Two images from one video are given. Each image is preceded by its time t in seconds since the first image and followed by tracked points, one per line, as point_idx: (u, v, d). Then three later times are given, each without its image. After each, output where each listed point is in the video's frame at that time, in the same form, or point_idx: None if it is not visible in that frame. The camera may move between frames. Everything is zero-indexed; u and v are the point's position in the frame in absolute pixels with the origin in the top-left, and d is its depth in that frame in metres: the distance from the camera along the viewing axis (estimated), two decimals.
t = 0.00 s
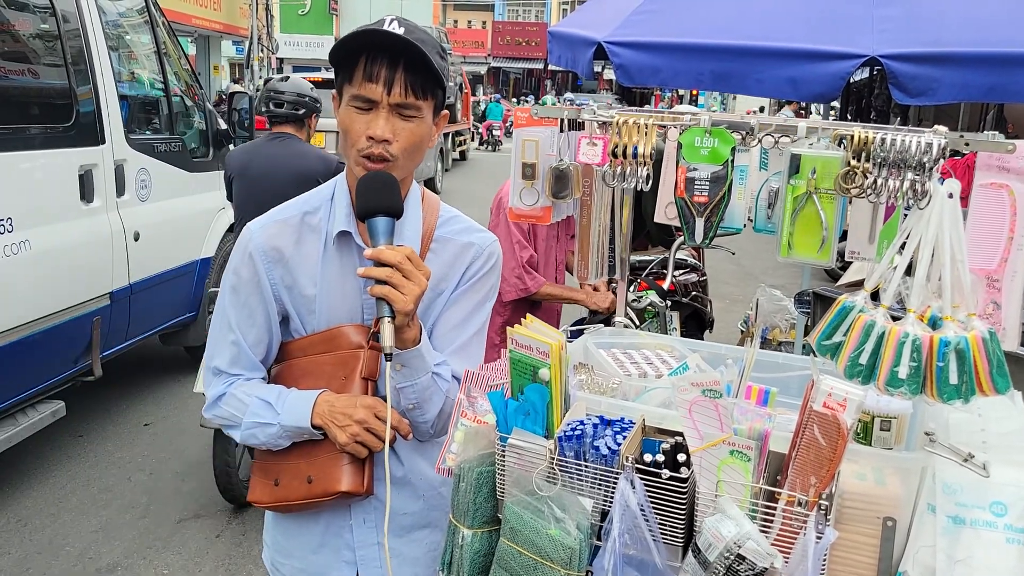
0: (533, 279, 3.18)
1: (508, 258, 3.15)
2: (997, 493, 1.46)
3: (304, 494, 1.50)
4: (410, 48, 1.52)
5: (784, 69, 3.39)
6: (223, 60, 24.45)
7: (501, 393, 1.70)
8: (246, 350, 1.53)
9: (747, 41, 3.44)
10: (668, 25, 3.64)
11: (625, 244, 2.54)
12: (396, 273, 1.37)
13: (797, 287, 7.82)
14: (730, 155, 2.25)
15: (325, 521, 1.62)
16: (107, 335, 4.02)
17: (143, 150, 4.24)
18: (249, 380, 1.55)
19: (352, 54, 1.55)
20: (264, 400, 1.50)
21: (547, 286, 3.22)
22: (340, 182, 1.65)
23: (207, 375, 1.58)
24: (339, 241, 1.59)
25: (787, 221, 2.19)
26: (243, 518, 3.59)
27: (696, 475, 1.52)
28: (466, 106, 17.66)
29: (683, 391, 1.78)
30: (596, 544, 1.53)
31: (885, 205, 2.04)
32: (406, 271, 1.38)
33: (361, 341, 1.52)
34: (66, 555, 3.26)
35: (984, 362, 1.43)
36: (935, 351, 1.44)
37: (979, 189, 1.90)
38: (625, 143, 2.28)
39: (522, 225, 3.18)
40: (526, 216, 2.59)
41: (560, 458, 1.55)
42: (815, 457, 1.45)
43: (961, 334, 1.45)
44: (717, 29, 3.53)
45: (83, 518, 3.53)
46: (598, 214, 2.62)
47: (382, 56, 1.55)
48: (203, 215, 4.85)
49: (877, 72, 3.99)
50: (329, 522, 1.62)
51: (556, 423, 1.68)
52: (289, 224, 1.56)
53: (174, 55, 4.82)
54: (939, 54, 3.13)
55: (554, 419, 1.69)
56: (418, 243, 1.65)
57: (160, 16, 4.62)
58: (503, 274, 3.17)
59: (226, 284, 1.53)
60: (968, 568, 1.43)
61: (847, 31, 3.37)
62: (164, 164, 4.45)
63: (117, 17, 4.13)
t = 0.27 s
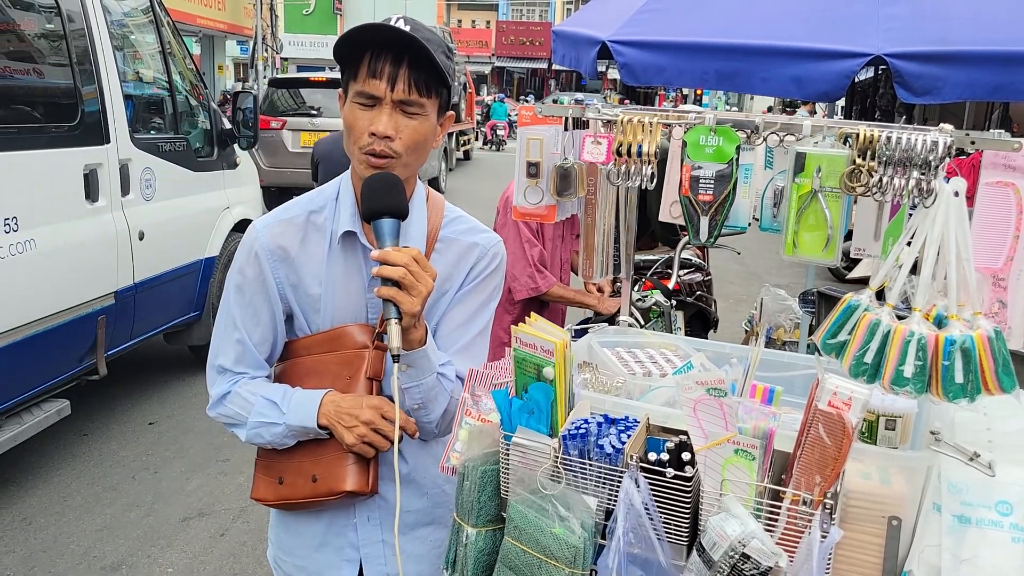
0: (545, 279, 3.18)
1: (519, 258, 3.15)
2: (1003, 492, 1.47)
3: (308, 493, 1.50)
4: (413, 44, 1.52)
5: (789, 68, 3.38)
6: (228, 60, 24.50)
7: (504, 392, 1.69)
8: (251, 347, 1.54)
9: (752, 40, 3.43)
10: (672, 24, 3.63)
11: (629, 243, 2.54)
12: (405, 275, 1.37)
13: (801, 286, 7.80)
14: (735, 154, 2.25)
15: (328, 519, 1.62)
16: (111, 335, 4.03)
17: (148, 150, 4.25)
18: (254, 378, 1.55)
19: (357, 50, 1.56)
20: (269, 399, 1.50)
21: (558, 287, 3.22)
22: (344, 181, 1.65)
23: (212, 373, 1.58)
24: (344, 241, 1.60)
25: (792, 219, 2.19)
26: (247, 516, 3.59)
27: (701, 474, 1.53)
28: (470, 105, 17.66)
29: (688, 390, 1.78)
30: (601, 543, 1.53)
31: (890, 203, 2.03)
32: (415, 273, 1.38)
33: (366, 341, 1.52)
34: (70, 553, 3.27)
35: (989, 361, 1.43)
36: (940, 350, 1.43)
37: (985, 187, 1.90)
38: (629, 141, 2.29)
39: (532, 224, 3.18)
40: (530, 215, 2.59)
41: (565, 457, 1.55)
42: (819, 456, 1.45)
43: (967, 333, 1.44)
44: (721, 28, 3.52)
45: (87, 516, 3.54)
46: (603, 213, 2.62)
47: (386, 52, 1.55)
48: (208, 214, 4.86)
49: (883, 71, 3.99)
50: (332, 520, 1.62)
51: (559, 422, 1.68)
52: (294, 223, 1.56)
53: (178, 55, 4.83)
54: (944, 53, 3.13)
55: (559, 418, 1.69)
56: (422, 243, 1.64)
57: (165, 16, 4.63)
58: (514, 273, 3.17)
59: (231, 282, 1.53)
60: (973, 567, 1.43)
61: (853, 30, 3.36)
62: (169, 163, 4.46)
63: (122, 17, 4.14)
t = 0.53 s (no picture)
0: (544, 278, 3.18)
1: (518, 255, 3.15)
2: (1004, 489, 1.47)
3: (307, 490, 1.50)
4: (416, 43, 1.52)
5: (792, 66, 3.38)
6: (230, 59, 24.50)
7: (505, 389, 1.69)
8: (252, 344, 1.54)
9: (755, 37, 3.42)
10: (674, 23, 3.62)
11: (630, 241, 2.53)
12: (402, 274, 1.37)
13: (804, 285, 7.79)
14: (736, 151, 2.23)
15: (328, 516, 1.62)
16: (113, 333, 4.04)
17: (150, 148, 4.25)
18: (254, 375, 1.55)
19: (360, 47, 1.56)
20: (267, 399, 1.50)
21: (558, 284, 3.21)
22: (345, 178, 1.65)
23: (212, 369, 1.58)
24: (344, 238, 1.60)
25: (793, 216, 2.18)
26: (248, 515, 3.60)
27: (702, 471, 1.52)
28: (472, 104, 17.65)
29: (688, 387, 1.75)
30: (601, 540, 1.52)
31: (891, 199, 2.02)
32: (414, 272, 1.38)
33: (365, 339, 1.51)
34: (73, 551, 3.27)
35: (991, 359, 1.42)
36: (942, 348, 1.43)
37: (987, 184, 1.89)
38: (630, 138, 2.28)
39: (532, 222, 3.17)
40: (532, 212, 2.59)
41: (565, 454, 1.55)
42: (820, 454, 1.44)
43: (968, 331, 1.44)
44: (724, 26, 3.52)
45: (89, 514, 3.54)
46: (604, 211, 2.61)
47: (389, 50, 1.55)
48: (210, 213, 4.86)
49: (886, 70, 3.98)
50: (333, 517, 1.62)
51: (560, 419, 1.68)
52: (295, 220, 1.56)
53: (181, 54, 4.83)
54: (948, 51, 3.12)
55: (560, 416, 1.69)
56: (422, 242, 1.64)
57: (167, 15, 4.63)
58: (513, 271, 3.18)
59: (232, 279, 1.53)
60: (975, 565, 1.42)
61: (856, 28, 3.35)
62: (171, 162, 4.46)
63: (124, 16, 4.14)
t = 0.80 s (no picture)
0: (548, 276, 3.18)
1: (520, 254, 3.15)
2: (1005, 489, 1.46)
3: (306, 490, 1.48)
4: (417, 41, 1.52)
5: (794, 65, 3.36)
6: (232, 59, 24.51)
7: (505, 389, 1.69)
8: (250, 344, 1.53)
9: (756, 37, 3.41)
10: (676, 22, 3.62)
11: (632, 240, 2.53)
12: (401, 271, 1.37)
13: (806, 284, 7.78)
14: (736, 150, 2.23)
15: (328, 517, 1.62)
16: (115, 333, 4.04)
17: (151, 148, 4.25)
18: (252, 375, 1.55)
19: (361, 46, 1.56)
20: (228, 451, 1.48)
21: (563, 284, 3.22)
22: (344, 178, 1.65)
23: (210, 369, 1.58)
24: (343, 238, 1.60)
25: (794, 215, 2.18)
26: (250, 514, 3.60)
27: (702, 470, 1.52)
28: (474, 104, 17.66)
29: (688, 387, 1.75)
30: (601, 540, 1.52)
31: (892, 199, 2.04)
32: (412, 270, 1.38)
33: (364, 338, 1.53)
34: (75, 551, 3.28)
35: (992, 358, 1.42)
36: (943, 347, 1.42)
37: (988, 183, 1.89)
38: (631, 137, 2.28)
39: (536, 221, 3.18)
40: (532, 212, 2.58)
41: (565, 453, 1.55)
42: (821, 453, 1.44)
43: (969, 330, 1.43)
44: (725, 25, 3.51)
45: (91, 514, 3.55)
46: (605, 210, 2.61)
47: (390, 49, 1.55)
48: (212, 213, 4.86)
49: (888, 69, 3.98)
50: (332, 518, 1.62)
51: (561, 419, 1.68)
52: (294, 219, 1.56)
53: (182, 54, 4.83)
54: (950, 50, 3.11)
55: (560, 416, 1.68)
56: (422, 241, 1.64)
57: (168, 15, 4.63)
58: (516, 271, 3.18)
59: (231, 277, 1.53)
60: (975, 565, 1.42)
61: (858, 27, 3.34)
62: (173, 162, 4.46)
63: (126, 16, 4.14)
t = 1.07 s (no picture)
0: (561, 272, 3.21)
1: (536, 252, 3.16)
2: (1009, 488, 1.45)
3: (307, 490, 1.49)
4: (411, 42, 1.52)
5: (796, 63, 3.35)
6: (235, 59, 24.54)
7: (506, 388, 1.69)
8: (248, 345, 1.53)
9: (759, 35, 3.40)
10: (678, 21, 3.61)
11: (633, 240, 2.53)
12: (395, 269, 1.37)
13: (810, 283, 7.77)
14: (738, 149, 2.23)
15: (328, 518, 1.62)
16: (118, 333, 4.04)
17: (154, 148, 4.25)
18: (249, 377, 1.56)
19: (354, 47, 1.55)
20: (206, 490, 1.54)
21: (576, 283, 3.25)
22: (340, 177, 1.65)
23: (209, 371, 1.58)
24: (340, 237, 1.59)
25: (797, 214, 2.17)
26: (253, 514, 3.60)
27: (704, 469, 1.52)
28: (476, 103, 17.66)
29: (689, 387, 1.76)
30: (603, 539, 1.52)
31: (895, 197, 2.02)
32: (407, 267, 1.38)
33: (362, 337, 1.53)
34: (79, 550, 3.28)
35: (995, 357, 1.42)
36: (947, 346, 1.42)
37: (991, 181, 1.88)
38: (633, 136, 2.27)
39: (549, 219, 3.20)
40: (534, 211, 2.57)
41: (567, 453, 1.55)
42: (824, 451, 1.43)
43: (973, 329, 1.43)
44: (728, 24, 3.50)
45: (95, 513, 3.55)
46: (606, 209, 2.60)
47: (383, 48, 1.54)
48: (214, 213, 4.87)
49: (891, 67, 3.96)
50: (332, 518, 1.62)
51: (562, 418, 1.67)
52: (289, 219, 1.56)
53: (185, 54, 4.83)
54: (954, 48, 3.10)
55: (560, 416, 1.67)
56: (419, 238, 1.64)
57: (171, 15, 4.63)
58: (532, 268, 3.18)
59: (229, 279, 1.54)
60: (979, 564, 1.41)
61: (861, 26, 3.34)
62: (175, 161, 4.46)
63: (129, 16, 4.15)
